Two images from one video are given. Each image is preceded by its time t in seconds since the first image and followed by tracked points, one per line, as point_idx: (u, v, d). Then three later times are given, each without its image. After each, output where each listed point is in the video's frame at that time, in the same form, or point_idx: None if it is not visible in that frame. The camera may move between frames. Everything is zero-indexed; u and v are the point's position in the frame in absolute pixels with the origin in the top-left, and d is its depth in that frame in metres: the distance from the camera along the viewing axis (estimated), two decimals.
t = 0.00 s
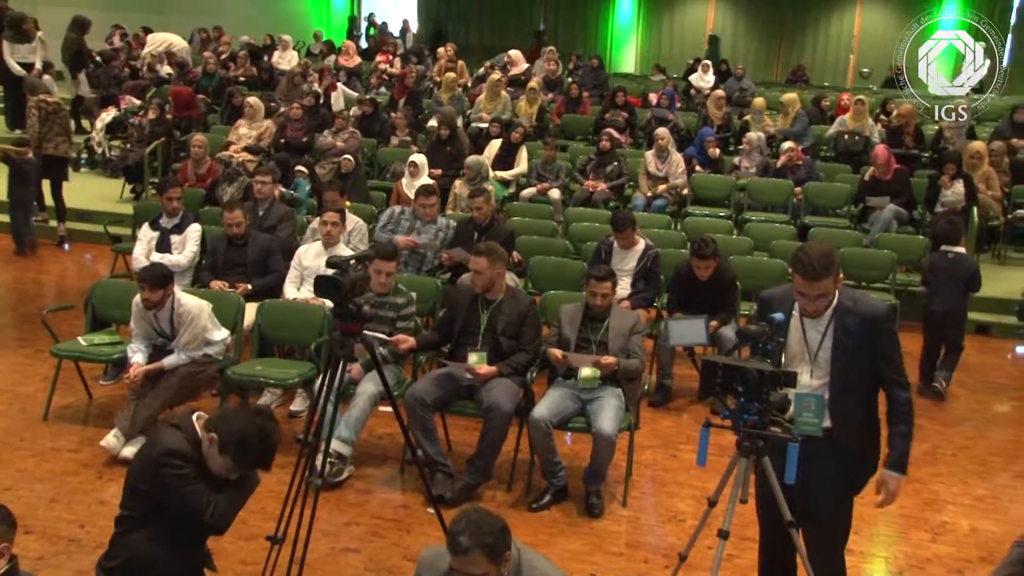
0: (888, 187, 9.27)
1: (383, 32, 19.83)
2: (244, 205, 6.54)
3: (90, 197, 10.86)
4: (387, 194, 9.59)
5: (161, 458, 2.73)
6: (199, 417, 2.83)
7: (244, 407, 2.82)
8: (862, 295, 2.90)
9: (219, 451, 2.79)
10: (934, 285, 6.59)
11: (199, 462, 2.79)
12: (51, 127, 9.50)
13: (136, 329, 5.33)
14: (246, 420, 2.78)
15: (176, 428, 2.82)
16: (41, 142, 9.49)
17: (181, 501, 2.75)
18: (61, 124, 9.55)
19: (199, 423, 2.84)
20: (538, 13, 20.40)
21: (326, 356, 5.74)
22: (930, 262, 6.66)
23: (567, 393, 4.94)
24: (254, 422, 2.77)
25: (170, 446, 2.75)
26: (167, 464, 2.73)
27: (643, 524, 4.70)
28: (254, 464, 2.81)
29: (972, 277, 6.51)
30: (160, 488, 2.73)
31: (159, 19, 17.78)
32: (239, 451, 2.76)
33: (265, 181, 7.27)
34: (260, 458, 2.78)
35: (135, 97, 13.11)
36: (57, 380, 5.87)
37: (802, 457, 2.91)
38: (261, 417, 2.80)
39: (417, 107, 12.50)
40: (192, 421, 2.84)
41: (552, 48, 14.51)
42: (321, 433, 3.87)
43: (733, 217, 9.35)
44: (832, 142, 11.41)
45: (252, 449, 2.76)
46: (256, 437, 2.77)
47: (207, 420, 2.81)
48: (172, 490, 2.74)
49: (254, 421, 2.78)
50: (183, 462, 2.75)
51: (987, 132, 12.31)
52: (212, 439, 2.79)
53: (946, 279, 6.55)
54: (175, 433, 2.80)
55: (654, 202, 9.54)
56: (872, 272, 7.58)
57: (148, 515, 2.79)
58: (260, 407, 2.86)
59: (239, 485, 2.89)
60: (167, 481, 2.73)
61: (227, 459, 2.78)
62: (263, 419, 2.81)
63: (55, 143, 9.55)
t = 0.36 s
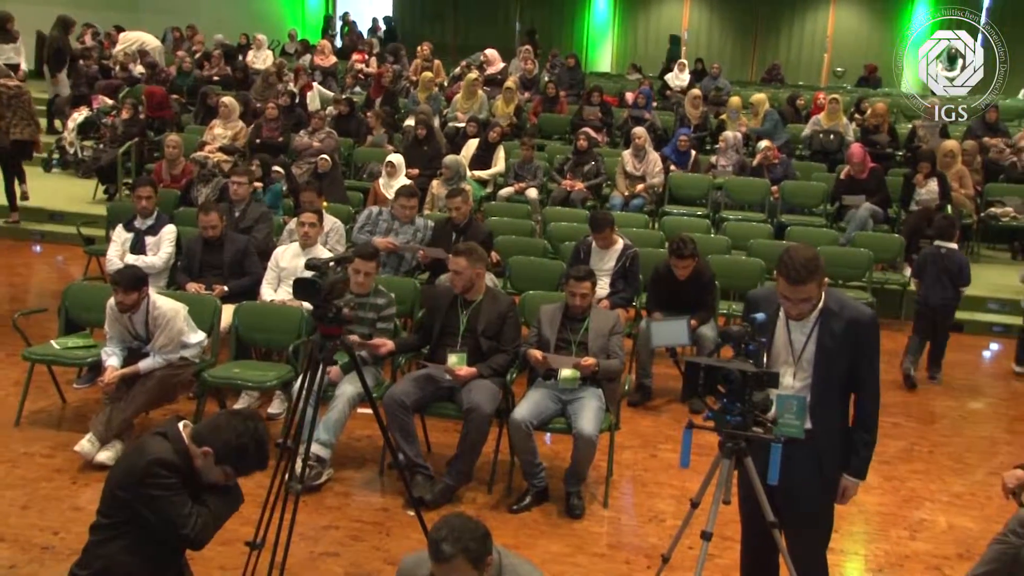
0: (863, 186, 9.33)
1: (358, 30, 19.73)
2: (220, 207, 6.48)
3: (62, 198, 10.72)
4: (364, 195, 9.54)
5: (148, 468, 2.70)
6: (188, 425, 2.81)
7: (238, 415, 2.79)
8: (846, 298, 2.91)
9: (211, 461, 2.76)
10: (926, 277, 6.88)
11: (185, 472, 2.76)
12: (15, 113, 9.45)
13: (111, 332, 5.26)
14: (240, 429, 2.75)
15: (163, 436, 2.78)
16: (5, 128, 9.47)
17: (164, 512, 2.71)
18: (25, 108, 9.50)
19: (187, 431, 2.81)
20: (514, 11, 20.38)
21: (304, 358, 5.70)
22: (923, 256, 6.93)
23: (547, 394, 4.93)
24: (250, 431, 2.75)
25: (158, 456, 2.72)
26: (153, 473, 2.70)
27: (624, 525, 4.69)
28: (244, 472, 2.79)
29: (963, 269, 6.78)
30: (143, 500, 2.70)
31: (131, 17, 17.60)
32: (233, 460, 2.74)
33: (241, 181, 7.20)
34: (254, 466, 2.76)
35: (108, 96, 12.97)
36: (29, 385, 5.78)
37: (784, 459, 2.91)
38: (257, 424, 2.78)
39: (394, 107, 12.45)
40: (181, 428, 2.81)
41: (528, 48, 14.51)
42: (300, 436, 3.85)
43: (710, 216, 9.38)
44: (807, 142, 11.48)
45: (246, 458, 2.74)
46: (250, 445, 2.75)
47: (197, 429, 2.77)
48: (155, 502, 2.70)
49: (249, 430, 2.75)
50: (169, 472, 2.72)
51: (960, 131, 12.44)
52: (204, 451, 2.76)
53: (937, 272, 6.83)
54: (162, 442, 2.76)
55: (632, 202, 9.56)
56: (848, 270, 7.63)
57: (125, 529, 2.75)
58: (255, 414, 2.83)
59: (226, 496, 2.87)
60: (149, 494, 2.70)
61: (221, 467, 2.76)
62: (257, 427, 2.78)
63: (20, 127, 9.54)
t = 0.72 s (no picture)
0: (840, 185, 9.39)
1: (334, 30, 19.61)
2: (196, 209, 6.41)
3: (34, 199, 10.58)
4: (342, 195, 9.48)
5: (130, 469, 2.66)
6: (169, 426, 2.77)
7: (223, 413, 2.77)
8: (833, 299, 2.91)
9: (197, 460, 2.73)
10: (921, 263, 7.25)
11: (168, 472, 2.73)
12: None
13: (85, 336, 5.19)
14: (226, 427, 2.74)
15: (144, 437, 2.74)
16: None
17: (146, 516, 2.67)
18: None
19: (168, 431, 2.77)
20: (491, 11, 20.33)
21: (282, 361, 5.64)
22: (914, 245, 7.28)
23: (528, 395, 4.91)
24: (235, 426, 2.74)
25: (141, 458, 2.68)
26: (137, 476, 2.66)
27: (606, 526, 4.67)
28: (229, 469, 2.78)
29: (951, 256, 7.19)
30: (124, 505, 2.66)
31: (103, 16, 17.39)
32: (220, 458, 2.73)
33: (217, 182, 7.13)
34: (241, 462, 2.75)
35: (80, 97, 12.82)
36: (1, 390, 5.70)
37: (767, 459, 2.91)
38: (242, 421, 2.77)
39: (371, 107, 12.39)
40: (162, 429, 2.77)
41: (504, 47, 14.48)
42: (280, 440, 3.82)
43: (688, 215, 9.40)
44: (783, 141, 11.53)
45: (234, 454, 2.73)
46: (237, 441, 2.74)
47: (179, 429, 2.74)
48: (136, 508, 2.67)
49: (235, 427, 2.74)
50: (151, 475, 2.68)
51: (934, 129, 12.55)
52: (190, 450, 2.72)
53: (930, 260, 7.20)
54: (142, 442, 2.72)
55: (610, 201, 9.56)
56: (826, 269, 7.66)
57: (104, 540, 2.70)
58: (239, 412, 2.82)
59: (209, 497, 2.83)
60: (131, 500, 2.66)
61: (208, 465, 2.73)
62: (242, 424, 2.78)
63: None
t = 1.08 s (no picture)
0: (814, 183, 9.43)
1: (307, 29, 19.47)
2: (169, 209, 6.33)
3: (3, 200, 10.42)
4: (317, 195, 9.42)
5: (106, 476, 2.59)
6: (150, 430, 2.72)
7: (202, 411, 2.73)
8: (816, 300, 2.91)
9: (178, 459, 2.66)
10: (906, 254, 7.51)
11: (152, 477, 2.65)
12: None
13: (57, 339, 5.10)
14: (207, 424, 2.70)
15: (126, 445, 2.67)
16: None
17: (110, 532, 2.58)
18: None
19: (149, 437, 2.71)
20: (465, 9, 20.28)
21: (258, 363, 5.59)
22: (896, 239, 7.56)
23: (506, 396, 4.88)
24: (213, 421, 2.70)
25: (120, 466, 2.61)
26: (116, 482, 2.59)
27: (586, 527, 4.66)
28: (212, 468, 2.72)
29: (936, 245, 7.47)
30: (98, 513, 2.58)
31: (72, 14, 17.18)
32: (203, 456, 2.67)
33: (191, 183, 7.05)
34: (224, 459, 2.70)
35: (50, 96, 12.65)
36: None
37: (749, 461, 2.91)
38: (222, 417, 2.73)
39: (345, 107, 12.32)
40: (142, 434, 2.71)
41: (479, 46, 14.44)
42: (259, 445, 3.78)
43: (665, 214, 9.42)
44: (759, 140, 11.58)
45: (216, 449, 2.68)
46: (218, 435, 2.69)
47: (160, 431, 2.69)
48: (116, 516, 2.60)
49: (216, 423, 2.70)
50: (131, 482, 2.60)
51: (906, 128, 12.66)
52: (171, 449, 2.66)
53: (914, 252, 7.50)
54: (121, 450, 2.65)
55: (586, 201, 9.56)
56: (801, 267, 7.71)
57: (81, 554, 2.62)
58: (219, 409, 2.78)
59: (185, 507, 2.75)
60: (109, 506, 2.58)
61: (191, 464, 2.67)
62: (222, 420, 2.74)
63: None
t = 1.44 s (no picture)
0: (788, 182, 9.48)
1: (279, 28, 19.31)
2: (140, 210, 6.25)
3: None
4: (291, 196, 9.34)
5: (83, 497, 2.52)
6: (129, 448, 2.67)
7: (177, 422, 2.70)
8: (799, 302, 2.90)
9: (158, 471, 2.62)
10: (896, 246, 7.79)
11: (131, 494, 2.59)
12: None
13: (26, 343, 5.02)
14: (183, 433, 2.67)
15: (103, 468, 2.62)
16: None
17: (84, 553, 2.51)
18: None
19: (128, 457, 2.65)
20: (438, 8, 20.21)
21: (233, 366, 5.53)
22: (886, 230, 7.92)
23: (484, 398, 4.86)
24: (191, 431, 2.67)
25: (99, 489, 2.54)
26: (94, 504, 2.52)
27: (565, 528, 4.65)
28: (191, 481, 2.68)
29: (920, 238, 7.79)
30: (75, 532, 2.50)
31: (38, 12, 16.92)
32: (182, 466, 2.63)
33: (162, 184, 6.97)
34: (203, 469, 2.67)
35: (16, 95, 12.45)
36: None
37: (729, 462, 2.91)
38: (198, 425, 2.70)
39: (318, 107, 12.23)
40: (120, 454, 2.65)
41: (453, 45, 14.38)
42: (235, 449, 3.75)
43: (640, 214, 9.44)
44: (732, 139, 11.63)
45: (194, 459, 2.64)
46: (196, 446, 2.66)
47: (138, 447, 2.65)
48: (95, 538, 2.52)
49: (193, 432, 2.67)
50: (110, 504, 2.53)
51: (878, 127, 12.74)
52: (149, 462, 2.62)
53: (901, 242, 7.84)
54: (100, 474, 2.59)
55: (561, 200, 9.54)
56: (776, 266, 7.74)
57: None
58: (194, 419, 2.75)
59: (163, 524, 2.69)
60: (88, 529, 2.50)
61: (169, 477, 2.62)
62: (200, 431, 2.70)
63: None
